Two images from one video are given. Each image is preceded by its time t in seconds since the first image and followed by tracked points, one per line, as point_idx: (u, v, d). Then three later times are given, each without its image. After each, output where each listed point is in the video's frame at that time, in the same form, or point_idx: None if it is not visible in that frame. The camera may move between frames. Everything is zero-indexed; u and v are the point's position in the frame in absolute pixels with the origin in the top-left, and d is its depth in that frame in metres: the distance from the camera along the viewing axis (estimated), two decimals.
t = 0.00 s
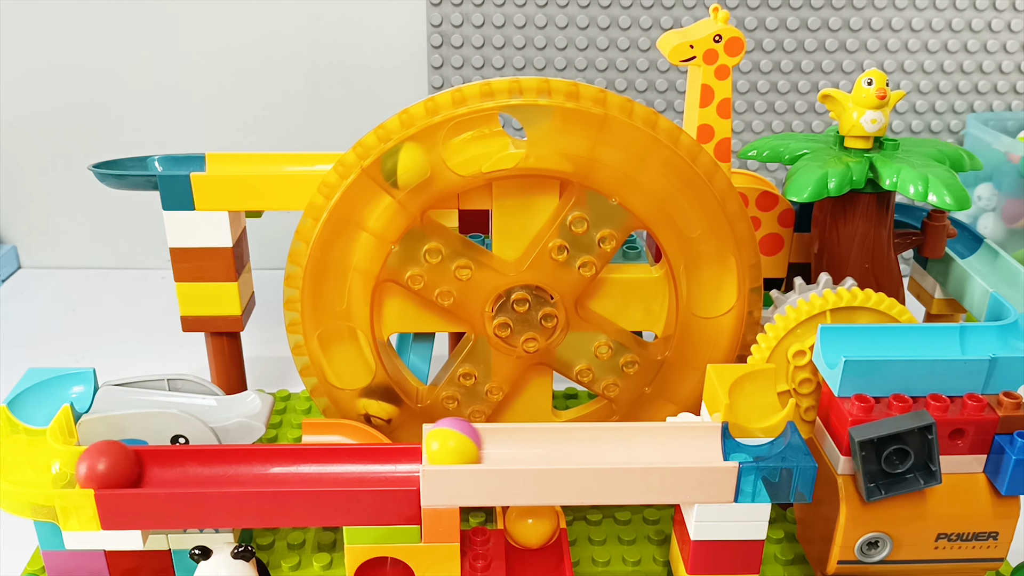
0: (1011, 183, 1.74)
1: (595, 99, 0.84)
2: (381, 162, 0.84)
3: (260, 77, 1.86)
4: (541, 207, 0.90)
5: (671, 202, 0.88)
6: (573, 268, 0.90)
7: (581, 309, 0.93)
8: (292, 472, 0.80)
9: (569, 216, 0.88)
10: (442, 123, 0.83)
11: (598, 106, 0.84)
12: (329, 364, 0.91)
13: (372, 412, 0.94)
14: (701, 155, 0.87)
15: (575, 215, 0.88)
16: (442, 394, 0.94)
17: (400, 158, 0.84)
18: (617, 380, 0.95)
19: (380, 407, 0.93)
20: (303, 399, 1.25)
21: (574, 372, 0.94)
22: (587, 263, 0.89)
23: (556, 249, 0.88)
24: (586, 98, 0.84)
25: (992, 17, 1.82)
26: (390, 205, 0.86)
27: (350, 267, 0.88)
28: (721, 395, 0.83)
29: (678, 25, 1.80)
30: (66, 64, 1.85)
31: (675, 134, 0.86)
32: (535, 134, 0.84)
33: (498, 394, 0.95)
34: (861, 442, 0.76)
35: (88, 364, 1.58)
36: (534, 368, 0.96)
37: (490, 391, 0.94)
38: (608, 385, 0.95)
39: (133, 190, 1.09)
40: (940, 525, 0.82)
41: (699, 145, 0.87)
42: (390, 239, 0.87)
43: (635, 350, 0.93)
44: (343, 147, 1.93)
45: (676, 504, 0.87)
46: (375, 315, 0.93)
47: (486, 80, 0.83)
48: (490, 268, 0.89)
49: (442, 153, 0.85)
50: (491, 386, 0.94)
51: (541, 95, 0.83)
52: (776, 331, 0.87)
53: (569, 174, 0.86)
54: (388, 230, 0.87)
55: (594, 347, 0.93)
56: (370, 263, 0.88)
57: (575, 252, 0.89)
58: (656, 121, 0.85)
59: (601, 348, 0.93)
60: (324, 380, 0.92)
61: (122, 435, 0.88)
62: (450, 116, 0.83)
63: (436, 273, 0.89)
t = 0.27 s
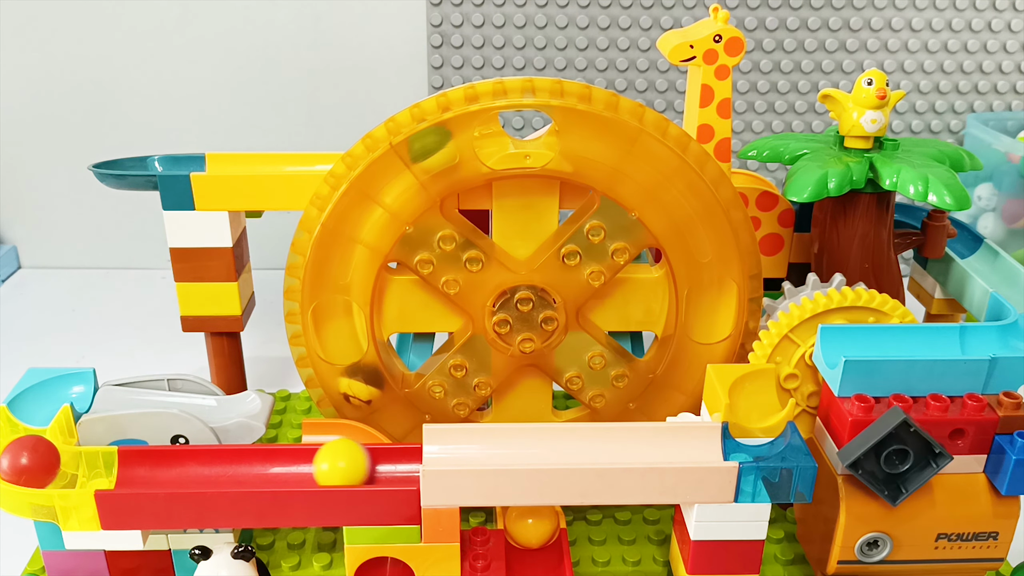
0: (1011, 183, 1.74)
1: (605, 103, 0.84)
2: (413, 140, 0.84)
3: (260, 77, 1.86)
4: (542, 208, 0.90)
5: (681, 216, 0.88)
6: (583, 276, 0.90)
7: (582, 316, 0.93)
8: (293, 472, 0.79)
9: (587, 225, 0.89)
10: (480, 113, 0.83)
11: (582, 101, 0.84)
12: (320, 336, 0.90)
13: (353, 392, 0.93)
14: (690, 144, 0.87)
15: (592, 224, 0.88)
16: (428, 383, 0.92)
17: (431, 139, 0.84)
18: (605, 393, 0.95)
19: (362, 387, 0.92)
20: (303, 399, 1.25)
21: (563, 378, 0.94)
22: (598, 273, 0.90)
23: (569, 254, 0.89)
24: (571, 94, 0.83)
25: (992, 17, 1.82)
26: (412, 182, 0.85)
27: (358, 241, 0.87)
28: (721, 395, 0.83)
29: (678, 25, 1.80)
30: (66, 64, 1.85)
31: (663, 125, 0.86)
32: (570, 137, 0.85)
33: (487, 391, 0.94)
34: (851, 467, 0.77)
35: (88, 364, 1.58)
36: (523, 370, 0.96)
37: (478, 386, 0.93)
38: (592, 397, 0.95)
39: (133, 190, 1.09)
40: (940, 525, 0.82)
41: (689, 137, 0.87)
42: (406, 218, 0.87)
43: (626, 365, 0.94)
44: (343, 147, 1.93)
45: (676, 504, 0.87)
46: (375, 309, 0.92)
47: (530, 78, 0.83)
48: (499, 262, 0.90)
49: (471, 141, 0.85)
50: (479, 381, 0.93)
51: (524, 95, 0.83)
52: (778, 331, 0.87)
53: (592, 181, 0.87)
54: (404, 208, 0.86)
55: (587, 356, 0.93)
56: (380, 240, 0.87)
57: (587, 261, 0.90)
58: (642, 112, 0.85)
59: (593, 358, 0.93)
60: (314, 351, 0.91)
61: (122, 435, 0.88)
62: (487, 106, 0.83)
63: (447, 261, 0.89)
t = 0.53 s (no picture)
0: (1011, 183, 1.74)
1: (621, 108, 0.84)
2: (451, 123, 0.83)
3: (260, 77, 1.86)
4: (541, 209, 0.90)
5: (692, 232, 0.89)
6: (590, 286, 0.91)
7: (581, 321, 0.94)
8: (292, 472, 0.79)
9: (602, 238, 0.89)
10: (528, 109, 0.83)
11: (597, 105, 0.84)
12: (315, 306, 0.88)
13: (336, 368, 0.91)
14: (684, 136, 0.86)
15: (609, 236, 0.89)
16: (417, 368, 0.92)
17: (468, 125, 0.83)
18: (588, 403, 0.95)
19: (345, 361, 0.90)
20: (304, 399, 1.26)
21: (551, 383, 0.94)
22: (606, 285, 0.90)
23: (580, 263, 0.89)
24: (558, 92, 0.83)
25: (992, 17, 1.82)
26: (441, 163, 0.85)
27: (374, 215, 0.86)
28: (721, 395, 0.83)
29: (678, 25, 1.80)
30: (66, 64, 1.85)
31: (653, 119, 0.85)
32: (607, 145, 0.85)
33: (476, 383, 0.93)
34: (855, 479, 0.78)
35: (88, 364, 1.58)
36: (511, 369, 0.95)
37: (467, 378, 0.93)
38: (575, 406, 0.95)
39: (133, 190, 1.09)
40: (940, 525, 0.82)
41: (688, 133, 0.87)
42: (428, 199, 0.86)
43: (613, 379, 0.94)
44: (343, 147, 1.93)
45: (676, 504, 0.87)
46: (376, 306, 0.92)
47: (578, 82, 0.83)
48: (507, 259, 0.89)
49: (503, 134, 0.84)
50: (468, 373, 0.93)
51: (511, 98, 0.82)
52: (777, 332, 0.87)
53: (618, 193, 0.87)
54: (426, 187, 0.86)
55: (579, 366, 0.93)
56: (394, 216, 0.86)
57: (596, 271, 0.91)
58: (630, 107, 0.84)
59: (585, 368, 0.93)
60: (307, 319, 0.89)
61: (122, 435, 0.88)
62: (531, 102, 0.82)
63: (461, 252, 0.89)
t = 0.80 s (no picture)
0: (1011, 183, 1.74)
1: (605, 102, 0.85)
2: (487, 114, 0.84)
3: (260, 77, 1.86)
4: (542, 209, 0.89)
5: (703, 247, 0.89)
6: (595, 296, 0.91)
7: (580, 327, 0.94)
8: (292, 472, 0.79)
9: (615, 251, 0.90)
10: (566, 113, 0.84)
11: (632, 118, 0.85)
12: (320, 276, 0.87)
13: (327, 343, 0.89)
14: (669, 127, 0.86)
15: (620, 250, 0.90)
16: (409, 351, 0.91)
17: (504, 117, 0.84)
18: (571, 408, 0.95)
19: (338, 334, 0.89)
20: (304, 399, 1.26)
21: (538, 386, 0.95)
22: (611, 297, 0.91)
23: (589, 272, 0.90)
24: (541, 91, 0.84)
25: (992, 17, 1.82)
26: (469, 152, 0.85)
27: (395, 193, 0.86)
28: (721, 395, 0.83)
29: (678, 25, 1.80)
30: (65, 64, 1.85)
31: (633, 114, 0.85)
32: (635, 158, 0.86)
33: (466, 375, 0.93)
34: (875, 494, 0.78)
35: (88, 364, 1.58)
36: (500, 369, 0.95)
37: (457, 370, 0.92)
38: (558, 411, 0.95)
39: (133, 190, 1.09)
40: (940, 525, 0.82)
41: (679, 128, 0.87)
42: (451, 184, 0.86)
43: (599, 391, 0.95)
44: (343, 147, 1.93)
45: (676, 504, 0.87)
46: (376, 305, 0.92)
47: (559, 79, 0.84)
48: (517, 259, 0.90)
49: (532, 134, 0.85)
50: (458, 365, 0.92)
51: (495, 100, 0.84)
52: (776, 332, 0.87)
53: (637, 207, 0.88)
54: (449, 172, 0.85)
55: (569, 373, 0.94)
56: (412, 196, 0.86)
57: (603, 282, 0.91)
58: (614, 100, 0.85)
59: (574, 375, 0.94)
60: (306, 288, 0.88)
61: (122, 435, 0.88)
62: (569, 108, 0.84)
63: (474, 244, 0.89)
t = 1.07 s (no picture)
0: (1011, 183, 1.74)
1: (589, 98, 0.84)
2: (524, 112, 0.83)
3: (259, 76, 1.86)
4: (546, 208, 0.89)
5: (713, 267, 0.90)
6: (599, 306, 0.92)
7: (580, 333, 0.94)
8: (292, 472, 0.78)
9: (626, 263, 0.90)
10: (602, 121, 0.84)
11: (666, 137, 0.86)
12: (330, 247, 0.87)
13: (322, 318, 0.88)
14: (655, 122, 0.86)
15: (631, 265, 0.90)
16: (404, 336, 0.91)
17: (540, 116, 0.84)
18: (554, 412, 0.96)
19: (335, 308, 0.88)
20: (304, 399, 1.26)
21: (525, 388, 0.95)
22: (615, 310, 0.92)
23: (598, 282, 0.90)
24: (524, 91, 0.83)
25: (992, 17, 1.82)
26: (497, 148, 0.85)
27: (419, 176, 0.85)
28: (721, 395, 0.83)
29: (678, 25, 1.80)
30: (65, 64, 1.85)
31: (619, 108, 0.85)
32: (661, 175, 0.87)
33: (457, 367, 0.93)
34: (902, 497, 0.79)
35: (88, 364, 1.58)
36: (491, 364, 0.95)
37: (450, 361, 0.92)
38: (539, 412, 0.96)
39: (133, 190, 1.09)
40: (940, 525, 0.82)
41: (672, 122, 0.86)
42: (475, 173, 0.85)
43: (585, 400, 0.96)
44: (344, 147, 1.93)
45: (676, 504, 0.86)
46: (376, 301, 0.90)
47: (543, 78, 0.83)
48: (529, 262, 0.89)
49: (561, 138, 0.85)
50: (450, 356, 0.92)
51: (478, 103, 0.83)
52: (777, 332, 0.87)
53: (654, 226, 0.88)
54: (476, 161, 0.85)
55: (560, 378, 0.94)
56: (435, 179, 0.85)
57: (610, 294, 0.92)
58: (599, 97, 0.84)
59: (564, 382, 0.94)
60: (312, 258, 0.87)
61: (122, 435, 0.88)
62: (605, 117, 0.84)
63: (490, 236, 0.88)
